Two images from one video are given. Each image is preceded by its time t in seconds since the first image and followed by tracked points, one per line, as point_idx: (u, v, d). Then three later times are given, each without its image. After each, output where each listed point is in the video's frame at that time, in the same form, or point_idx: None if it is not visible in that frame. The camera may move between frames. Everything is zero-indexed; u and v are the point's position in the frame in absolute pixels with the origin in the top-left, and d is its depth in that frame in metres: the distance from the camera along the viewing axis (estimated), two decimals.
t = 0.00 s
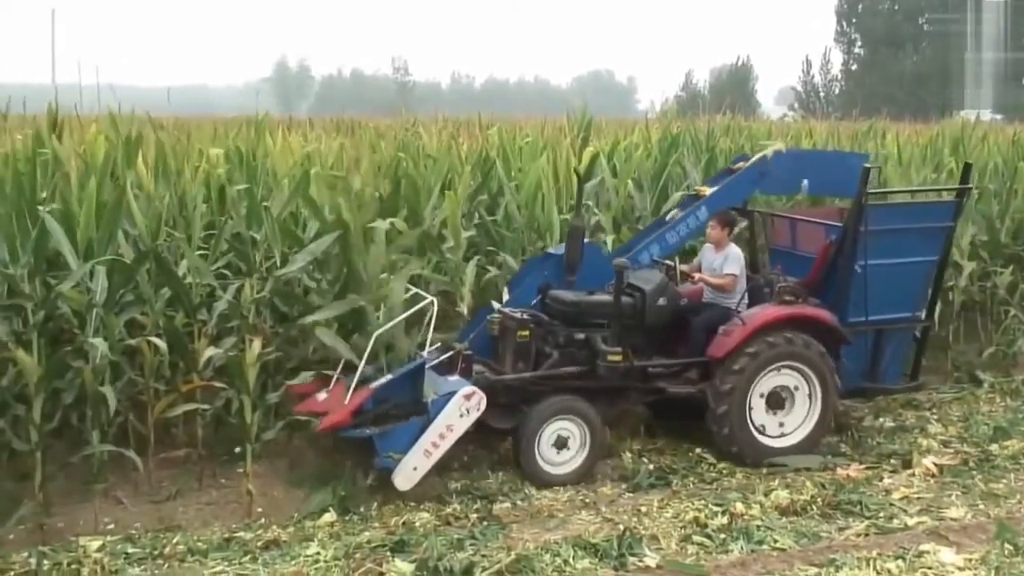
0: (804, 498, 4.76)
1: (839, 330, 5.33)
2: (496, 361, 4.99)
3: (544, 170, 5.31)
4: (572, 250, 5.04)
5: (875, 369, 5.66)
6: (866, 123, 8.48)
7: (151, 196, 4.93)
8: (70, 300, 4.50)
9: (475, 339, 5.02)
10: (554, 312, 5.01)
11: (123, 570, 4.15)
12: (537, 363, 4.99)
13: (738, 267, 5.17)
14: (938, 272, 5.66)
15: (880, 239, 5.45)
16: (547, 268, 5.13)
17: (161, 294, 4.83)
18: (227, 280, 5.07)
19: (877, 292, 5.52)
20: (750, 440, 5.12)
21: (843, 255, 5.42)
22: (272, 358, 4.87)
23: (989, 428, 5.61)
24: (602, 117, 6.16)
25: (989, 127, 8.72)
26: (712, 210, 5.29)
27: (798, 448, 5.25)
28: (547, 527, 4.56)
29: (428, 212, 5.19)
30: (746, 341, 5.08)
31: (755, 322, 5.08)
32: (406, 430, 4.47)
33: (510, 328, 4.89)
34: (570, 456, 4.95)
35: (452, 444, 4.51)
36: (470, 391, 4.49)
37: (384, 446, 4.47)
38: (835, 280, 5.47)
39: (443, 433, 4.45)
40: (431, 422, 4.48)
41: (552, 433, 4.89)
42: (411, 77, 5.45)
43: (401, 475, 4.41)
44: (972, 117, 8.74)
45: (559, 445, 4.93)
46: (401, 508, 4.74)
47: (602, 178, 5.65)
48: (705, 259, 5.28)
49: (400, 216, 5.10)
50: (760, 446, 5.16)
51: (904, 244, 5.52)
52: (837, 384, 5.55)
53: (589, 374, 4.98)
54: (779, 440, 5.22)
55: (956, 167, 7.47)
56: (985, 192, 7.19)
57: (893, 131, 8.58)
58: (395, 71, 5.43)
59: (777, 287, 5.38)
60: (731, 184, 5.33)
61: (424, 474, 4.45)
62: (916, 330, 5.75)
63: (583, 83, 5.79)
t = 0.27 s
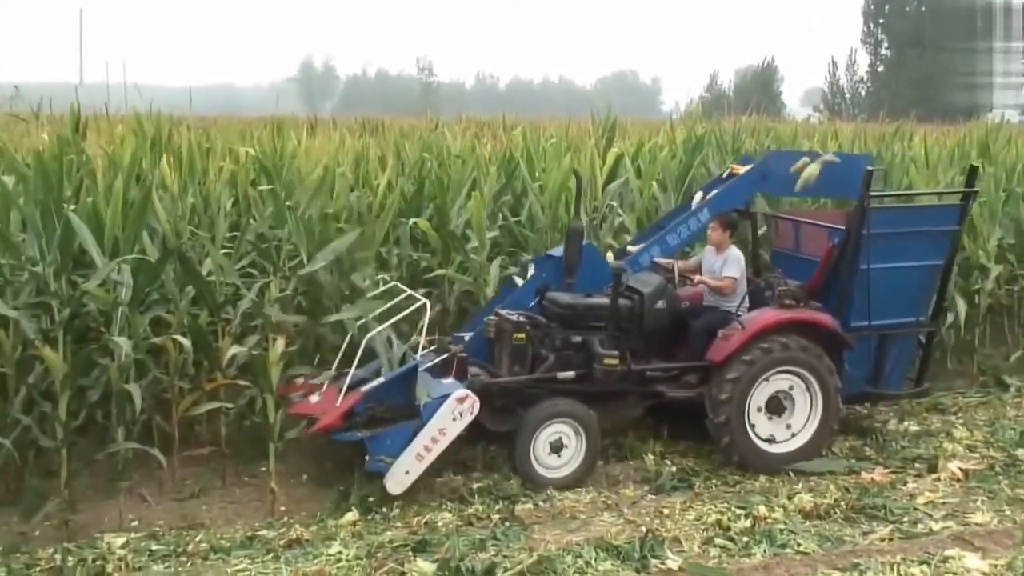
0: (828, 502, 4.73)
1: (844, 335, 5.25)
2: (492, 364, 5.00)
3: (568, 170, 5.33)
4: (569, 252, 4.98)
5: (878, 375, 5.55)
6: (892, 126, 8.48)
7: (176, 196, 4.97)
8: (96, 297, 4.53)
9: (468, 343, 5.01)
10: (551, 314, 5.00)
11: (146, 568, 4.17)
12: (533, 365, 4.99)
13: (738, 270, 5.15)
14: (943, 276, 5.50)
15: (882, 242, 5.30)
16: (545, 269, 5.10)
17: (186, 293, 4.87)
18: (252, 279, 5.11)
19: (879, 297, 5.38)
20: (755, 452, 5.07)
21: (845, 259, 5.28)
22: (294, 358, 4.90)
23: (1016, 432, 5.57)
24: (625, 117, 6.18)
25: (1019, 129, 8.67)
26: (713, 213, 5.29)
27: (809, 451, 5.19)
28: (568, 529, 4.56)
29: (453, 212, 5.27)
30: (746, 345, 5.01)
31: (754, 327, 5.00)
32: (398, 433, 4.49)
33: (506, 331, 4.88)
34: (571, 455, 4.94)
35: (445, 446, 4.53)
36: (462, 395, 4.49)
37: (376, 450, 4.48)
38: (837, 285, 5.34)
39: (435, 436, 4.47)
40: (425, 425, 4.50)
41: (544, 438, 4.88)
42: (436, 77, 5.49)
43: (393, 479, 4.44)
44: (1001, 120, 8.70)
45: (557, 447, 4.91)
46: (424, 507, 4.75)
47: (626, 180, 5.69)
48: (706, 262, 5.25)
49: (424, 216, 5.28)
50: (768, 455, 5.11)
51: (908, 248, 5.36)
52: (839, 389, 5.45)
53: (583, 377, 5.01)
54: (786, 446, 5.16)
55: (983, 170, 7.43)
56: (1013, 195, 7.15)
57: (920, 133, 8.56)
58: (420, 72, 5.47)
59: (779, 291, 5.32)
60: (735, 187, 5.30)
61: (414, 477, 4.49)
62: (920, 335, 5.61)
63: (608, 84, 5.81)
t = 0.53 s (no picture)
0: (846, 504, 4.72)
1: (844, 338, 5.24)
2: (487, 364, 5.01)
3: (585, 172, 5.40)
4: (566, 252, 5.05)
5: (879, 378, 5.52)
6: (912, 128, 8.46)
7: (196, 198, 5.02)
8: (116, 296, 4.58)
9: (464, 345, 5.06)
10: (548, 315, 5.03)
11: (165, 566, 4.19)
12: (529, 366, 4.99)
13: (735, 272, 5.15)
14: (943, 277, 5.48)
15: (882, 243, 5.27)
16: (542, 269, 5.16)
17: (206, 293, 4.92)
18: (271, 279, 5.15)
19: (879, 298, 5.35)
20: (759, 459, 5.07)
21: (844, 259, 5.25)
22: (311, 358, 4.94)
23: None
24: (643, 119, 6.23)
25: None
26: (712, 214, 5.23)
27: (814, 444, 5.18)
28: (586, 529, 4.55)
29: (471, 212, 5.37)
30: (743, 347, 5.01)
31: (751, 329, 4.99)
32: (390, 434, 4.50)
33: (501, 331, 4.89)
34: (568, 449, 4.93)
35: (437, 446, 4.54)
36: (454, 394, 4.51)
37: (368, 450, 4.51)
38: (836, 286, 5.32)
39: (427, 436, 4.48)
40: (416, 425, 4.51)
41: (537, 442, 4.87)
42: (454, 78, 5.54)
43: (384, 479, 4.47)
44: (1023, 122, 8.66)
45: (552, 445, 4.90)
46: (441, 507, 4.75)
47: (644, 181, 5.75)
48: (703, 263, 5.29)
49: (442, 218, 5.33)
50: (774, 458, 5.11)
51: (908, 248, 5.34)
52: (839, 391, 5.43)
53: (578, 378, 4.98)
54: (790, 447, 5.15)
55: (1004, 172, 7.40)
56: None
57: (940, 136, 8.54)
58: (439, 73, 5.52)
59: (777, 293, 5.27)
60: (734, 188, 5.24)
61: (406, 478, 4.49)
62: (921, 337, 5.58)
63: (626, 86, 5.83)
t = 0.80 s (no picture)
0: (869, 507, 4.70)
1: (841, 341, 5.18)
2: (481, 365, 5.00)
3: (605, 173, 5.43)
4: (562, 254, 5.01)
5: (879, 384, 5.45)
6: (938, 127, 8.45)
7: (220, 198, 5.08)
8: (140, 295, 4.63)
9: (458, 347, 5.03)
10: (544, 316, 5.01)
11: (187, 564, 4.21)
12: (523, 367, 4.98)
13: (731, 274, 5.09)
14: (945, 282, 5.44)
15: (882, 245, 5.25)
16: (538, 270, 5.12)
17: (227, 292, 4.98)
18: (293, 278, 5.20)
19: (878, 301, 5.32)
20: (771, 470, 5.03)
21: (843, 261, 5.23)
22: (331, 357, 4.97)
23: None
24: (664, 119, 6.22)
25: None
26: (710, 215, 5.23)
27: (823, 436, 5.12)
28: (607, 530, 4.55)
29: (490, 213, 5.36)
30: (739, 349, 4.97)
31: (748, 331, 4.95)
32: (380, 435, 4.50)
33: (496, 332, 4.88)
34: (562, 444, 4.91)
35: (427, 446, 4.53)
36: (445, 396, 4.49)
37: (357, 451, 4.50)
38: (836, 290, 5.28)
39: (416, 437, 4.47)
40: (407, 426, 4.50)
41: (529, 449, 4.84)
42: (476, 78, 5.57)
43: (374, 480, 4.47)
44: None
45: (544, 444, 4.87)
46: (462, 507, 4.75)
47: (666, 181, 5.77)
48: (701, 265, 5.22)
49: (462, 218, 5.34)
50: (787, 460, 5.08)
51: (908, 251, 5.31)
52: (838, 396, 5.36)
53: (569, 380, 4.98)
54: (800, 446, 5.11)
55: None
56: None
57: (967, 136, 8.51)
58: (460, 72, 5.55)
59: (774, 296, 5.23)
60: (732, 188, 5.25)
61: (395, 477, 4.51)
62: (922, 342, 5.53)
63: (648, 85, 5.82)
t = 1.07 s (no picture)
0: (893, 510, 4.67)
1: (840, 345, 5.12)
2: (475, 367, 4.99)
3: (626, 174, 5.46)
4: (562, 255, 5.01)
5: (882, 387, 5.39)
6: (967, 129, 8.45)
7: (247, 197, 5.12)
8: (165, 294, 4.67)
9: (452, 349, 5.00)
10: (540, 318, 4.99)
11: (210, 562, 4.24)
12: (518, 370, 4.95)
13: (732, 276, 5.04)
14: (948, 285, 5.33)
15: (883, 248, 5.14)
16: (535, 271, 5.09)
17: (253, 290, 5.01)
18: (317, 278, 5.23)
19: (880, 304, 5.22)
20: (778, 475, 5.00)
21: (843, 264, 5.14)
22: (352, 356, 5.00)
23: None
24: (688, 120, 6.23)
25: None
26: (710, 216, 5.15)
27: (825, 432, 5.05)
28: (628, 531, 4.54)
29: (513, 213, 5.40)
30: (737, 353, 4.93)
31: (747, 334, 4.90)
32: (373, 439, 4.42)
33: (490, 334, 4.86)
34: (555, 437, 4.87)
35: (420, 450, 4.46)
36: (438, 398, 4.43)
37: (350, 454, 4.43)
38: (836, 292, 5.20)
39: (410, 441, 4.40)
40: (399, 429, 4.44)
41: (523, 456, 4.82)
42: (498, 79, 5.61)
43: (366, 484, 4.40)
44: None
45: (535, 446, 4.84)
46: (484, 507, 4.75)
47: (690, 182, 5.79)
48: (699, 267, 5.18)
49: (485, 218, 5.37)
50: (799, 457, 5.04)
51: (910, 254, 5.19)
52: (839, 401, 5.29)
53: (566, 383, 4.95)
54: (804, 447, 5.05)
55: None
56: None
57: (996, 138, 8.50)
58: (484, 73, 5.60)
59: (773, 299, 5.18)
60: (733, 188, 5.15)
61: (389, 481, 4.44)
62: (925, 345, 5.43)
63: (671, 86, 5.81)
